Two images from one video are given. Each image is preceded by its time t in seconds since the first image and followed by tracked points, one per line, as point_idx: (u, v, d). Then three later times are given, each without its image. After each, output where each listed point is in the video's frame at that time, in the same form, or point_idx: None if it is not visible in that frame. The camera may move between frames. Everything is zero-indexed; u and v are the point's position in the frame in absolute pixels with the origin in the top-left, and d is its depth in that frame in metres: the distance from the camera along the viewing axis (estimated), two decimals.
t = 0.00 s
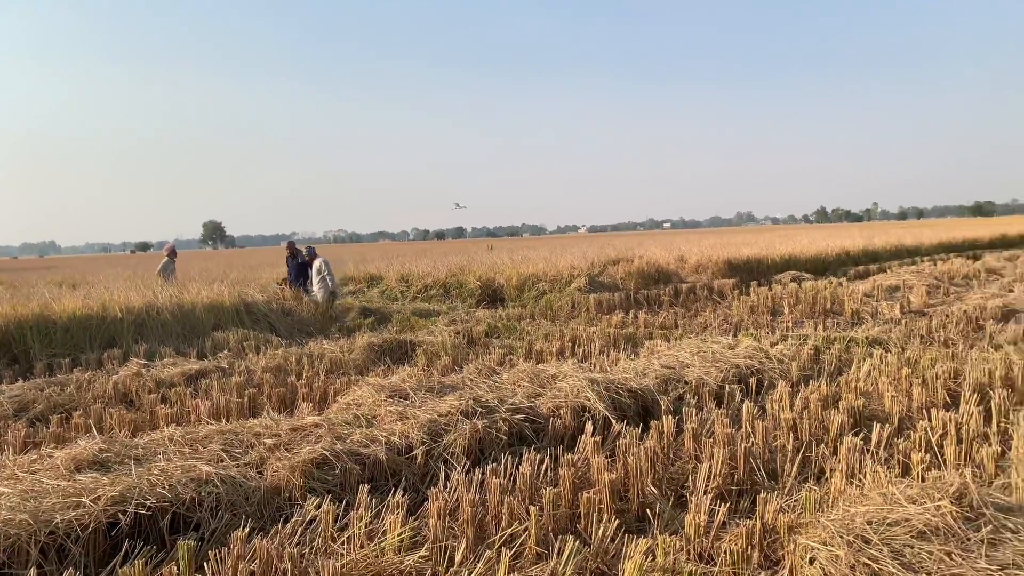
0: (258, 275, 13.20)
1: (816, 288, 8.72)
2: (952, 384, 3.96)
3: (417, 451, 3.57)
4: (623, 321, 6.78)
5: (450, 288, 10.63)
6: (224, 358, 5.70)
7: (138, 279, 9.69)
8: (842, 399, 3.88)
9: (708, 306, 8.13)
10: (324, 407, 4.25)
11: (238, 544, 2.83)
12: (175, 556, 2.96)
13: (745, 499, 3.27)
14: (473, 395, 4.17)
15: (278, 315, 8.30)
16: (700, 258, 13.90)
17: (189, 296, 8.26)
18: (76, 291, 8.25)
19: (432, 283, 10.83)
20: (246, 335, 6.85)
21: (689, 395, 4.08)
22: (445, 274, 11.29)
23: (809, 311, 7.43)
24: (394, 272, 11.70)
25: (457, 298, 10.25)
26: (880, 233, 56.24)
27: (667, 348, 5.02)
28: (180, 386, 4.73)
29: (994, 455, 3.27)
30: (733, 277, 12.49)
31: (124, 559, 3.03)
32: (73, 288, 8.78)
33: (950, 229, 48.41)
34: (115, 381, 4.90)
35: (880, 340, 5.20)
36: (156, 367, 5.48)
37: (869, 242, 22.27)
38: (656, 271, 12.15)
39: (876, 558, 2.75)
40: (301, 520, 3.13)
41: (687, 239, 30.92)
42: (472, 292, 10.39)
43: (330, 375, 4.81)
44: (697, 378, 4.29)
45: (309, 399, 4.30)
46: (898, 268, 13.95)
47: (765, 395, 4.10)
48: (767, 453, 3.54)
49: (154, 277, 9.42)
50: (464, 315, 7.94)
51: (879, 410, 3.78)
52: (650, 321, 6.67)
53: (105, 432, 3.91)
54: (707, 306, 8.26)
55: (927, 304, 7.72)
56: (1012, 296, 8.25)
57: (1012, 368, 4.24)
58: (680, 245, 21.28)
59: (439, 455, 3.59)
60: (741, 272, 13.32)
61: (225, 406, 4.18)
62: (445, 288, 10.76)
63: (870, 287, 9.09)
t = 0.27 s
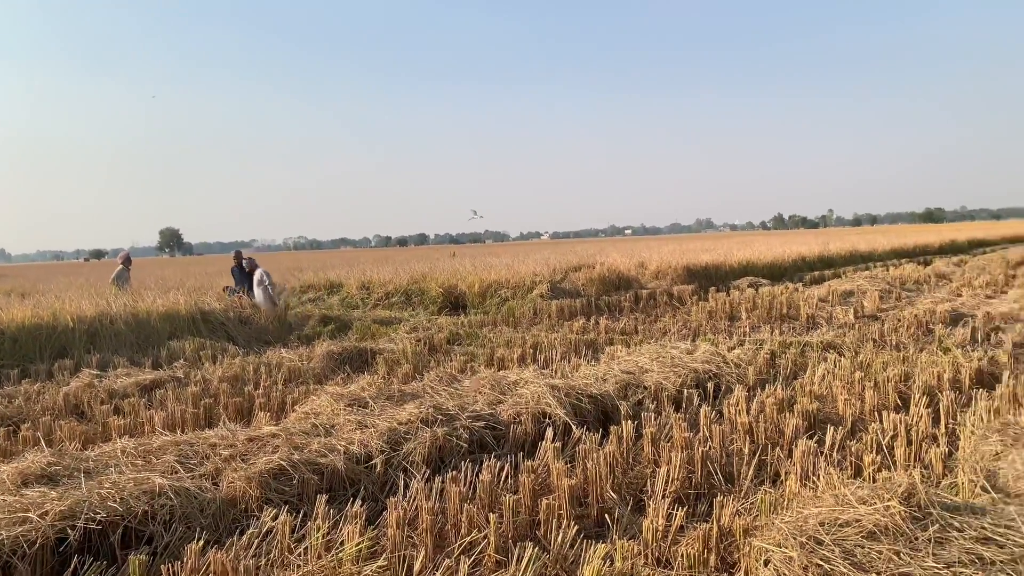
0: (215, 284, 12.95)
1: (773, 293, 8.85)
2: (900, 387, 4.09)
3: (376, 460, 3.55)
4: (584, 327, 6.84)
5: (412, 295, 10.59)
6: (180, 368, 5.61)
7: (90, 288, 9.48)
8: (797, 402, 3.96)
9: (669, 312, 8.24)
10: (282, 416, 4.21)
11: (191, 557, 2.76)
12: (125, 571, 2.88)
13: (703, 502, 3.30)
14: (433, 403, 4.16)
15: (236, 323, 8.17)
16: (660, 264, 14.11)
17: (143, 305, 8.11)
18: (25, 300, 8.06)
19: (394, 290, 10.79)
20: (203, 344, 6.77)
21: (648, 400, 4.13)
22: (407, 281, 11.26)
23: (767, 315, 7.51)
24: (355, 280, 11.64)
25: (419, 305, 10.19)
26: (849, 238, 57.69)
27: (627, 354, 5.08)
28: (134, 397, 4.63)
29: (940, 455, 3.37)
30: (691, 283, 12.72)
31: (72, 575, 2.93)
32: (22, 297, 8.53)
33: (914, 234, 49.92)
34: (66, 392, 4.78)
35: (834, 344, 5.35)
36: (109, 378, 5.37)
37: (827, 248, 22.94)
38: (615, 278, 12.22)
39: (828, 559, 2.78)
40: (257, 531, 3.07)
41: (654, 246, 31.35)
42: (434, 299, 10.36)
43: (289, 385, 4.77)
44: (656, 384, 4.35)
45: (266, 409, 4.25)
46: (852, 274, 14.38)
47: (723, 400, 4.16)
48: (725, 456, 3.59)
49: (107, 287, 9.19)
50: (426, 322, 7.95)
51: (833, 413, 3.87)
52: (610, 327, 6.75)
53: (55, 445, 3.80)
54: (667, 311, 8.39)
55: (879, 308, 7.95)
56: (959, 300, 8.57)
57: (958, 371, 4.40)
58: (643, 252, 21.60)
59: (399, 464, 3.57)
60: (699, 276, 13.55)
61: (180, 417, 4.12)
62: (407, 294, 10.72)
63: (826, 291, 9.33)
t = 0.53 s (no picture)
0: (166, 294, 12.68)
1: (725, 300, 9.10)
2: (847, 392, 4.22)
3: (329, 472, 3.51)
4: (541, 335, 6.90)
5: (369, 304, 10.53)
6: (128, 381, 5.49)
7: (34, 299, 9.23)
8: (748, 408, 4.05)
9: (625, 319, 8.36)
10: (234, 429, 4.15)
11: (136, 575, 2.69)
12: None
13: (655, 509, 3.32)
14: (388, 413, 4.14)
15: (187, 333, 8.02)
16: (616, 272, 14.29)
17: (90, 316, 7.91)
18: None
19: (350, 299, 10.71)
20: (153, 355, 6.65)
21: (603, 407, 4.18)
22: (363, 290, 11.19)
23: (721, 322, 7.69)
24: (310, 290, 11.54)
25: (376, 314, 10.12)
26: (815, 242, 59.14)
27: (583, 362, 5.14)
28: (79, 411, 4.51)
29: (884, 458, 3.47)
30: (646, 291, 12.94)
31: None
32: None
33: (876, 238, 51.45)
34: (8, 407, 4.64)
35: (784, 351, 5.46)
36: (53, 392, 5.22)
37: (784, 256, 23.55)
38: (572, 286, 12.37)
39: (775, 562, 2.82)
40: (206, 547, 2.99)
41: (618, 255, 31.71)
42: (391, 307, 10.30)
43: (241, 397, 4.70)
44: (612, 391, 4.40)
45: (218, 421, 4.19)
46: (805, 280, 14.80)
47: (677, 406, 4.23)
48: (678, 462, 3.64)
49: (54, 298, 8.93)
50: (383, 331, 7.91)
51: (783, 418, 3.96)
52: (568, 334, 6.81)
53: None
54: (624, 318, 8.50)
55: (829, 314, 8.20)
56: (904, 306, 8.90)
57: (903, 376, 4.57)
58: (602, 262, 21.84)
59: (353, 476, 3.54)
60: (654, 284, 13.77)
61: (127, 431, 4.03)
62: (363, 303, 10.67)
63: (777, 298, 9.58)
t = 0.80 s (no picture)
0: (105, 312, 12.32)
1: (673, 315, 9.36)
2: (789, 407, 4.38)
3: (273, 495, 3.46)
4: (490, 353, 6.97)
5: (316, 321, 10.43)
6: (63, 404, 5.34)
7: None
8: (693, 423, 4.15)
9: (574, 335, 8.49)
10: (175, 452, 4.09)
11: None
12: None
13: (602, 525, 3.33)
14: (335, 434, 4.13)
15: (127, 352, 7.82)
16: (565, 288, 14.46)
17: (23, 338, 7.67)
18: None
19: (297, 317, 10.61)
20: (91, 377, 6.49)
21: (551, 424, 4.25)
22: (311, 308, 11.09)
23: (667, 337, 7.91)
24: (256, 309, 11.37)
25: (325, 331, 10.04)
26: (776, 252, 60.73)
27: (532, 379, 5.22)
28: (11, 436, 4.37)
29: (823, 471, 3.58)
30: (595, 307, 13.18)
31: None
32: None
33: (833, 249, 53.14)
34: None
35: (729, 366, 5.72)
36: None
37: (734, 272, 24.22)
38: (521, 303, 12.52)
39: None
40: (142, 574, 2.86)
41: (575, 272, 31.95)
42: (340, 325, 10.23)
43: (183, 419, 4.63)
44: (559, 408, 4.49)
45: (158, 444, 4.12)
46: (753, 295, 15.23)
47: (623, 422, 4.32)
48: (625, 478, 3.68)
49: None
50: (332, 349, 7.88)
51: (726, 433, 4.07)
52: (516, 351, 6.90)
53: None
54: (572, 334, 8.64)
55: (771, 329, 8.50)
56: (842, 321, 9.28)
57: (843, 390, 4.76)
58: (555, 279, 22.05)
59: (297, 498, 3.49)
60: (603, 300, 14.01)
61: (62, 456, 3.92)
62: (311, 320, 10.57)
63: (721, 313, 9.85)
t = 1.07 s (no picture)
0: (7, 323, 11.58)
1: (598, 322, 9.64)
2: (707, 412, 4.56)
3: (185, 514, 3.37)
4: (415, 363, 6.99)
5: (235, 333, 10.17)
6: None
7: None
8: (613, 429, 4.29)
9: (500, 343, 8.60)
10: (79, 472, 3.95)
11: None
12: None
13: (523, 534, 3.35)
14: (252, 449, 4.07)
15: (31, 367, 7.44)
16: (495, 296, 14.54)
17: None
18: None
19: (217, 328, 10.32)
20: None
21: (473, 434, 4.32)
22: (231, 319, 10.80)
23: (590, 344, 8.15)
24: (174, 319, 10.99)
25: (246, 343, 9.80)
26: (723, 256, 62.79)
27: (456, 389, 5.28)
28: None
29: (736, 473, 3.72)
30: (524, 315, 13.35)
31: None
32: None
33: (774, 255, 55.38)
34: None
35: (650, 373, 5.94)
36: None
37: (661, 280, 24.95)
38: (446, 312, 12.57)
39: None
40: None
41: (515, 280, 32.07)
42: (261, 336, 10.00)
43: (89, 436, 4.47)
44: (484, 417, 4.57)
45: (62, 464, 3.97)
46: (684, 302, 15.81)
47: (546, 430, 4.42)
48: (547, 485, 3.74)
49: None
50: (251, 362, 7.72)
51: (645, 438, 4.21)
52: (440, 362, 6.95)
53: None
54: (496, 343, 8.75)
55: (693, 336, 8.86)
56: (760, 326, 9.76)
57: (758, 394, 5.01)
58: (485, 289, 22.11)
59: (211, 516, 3.41)
60: (531, 310, 14.19)
61: None
62: (232, 331, 10.30)
63: (643, 320, 10.14)
